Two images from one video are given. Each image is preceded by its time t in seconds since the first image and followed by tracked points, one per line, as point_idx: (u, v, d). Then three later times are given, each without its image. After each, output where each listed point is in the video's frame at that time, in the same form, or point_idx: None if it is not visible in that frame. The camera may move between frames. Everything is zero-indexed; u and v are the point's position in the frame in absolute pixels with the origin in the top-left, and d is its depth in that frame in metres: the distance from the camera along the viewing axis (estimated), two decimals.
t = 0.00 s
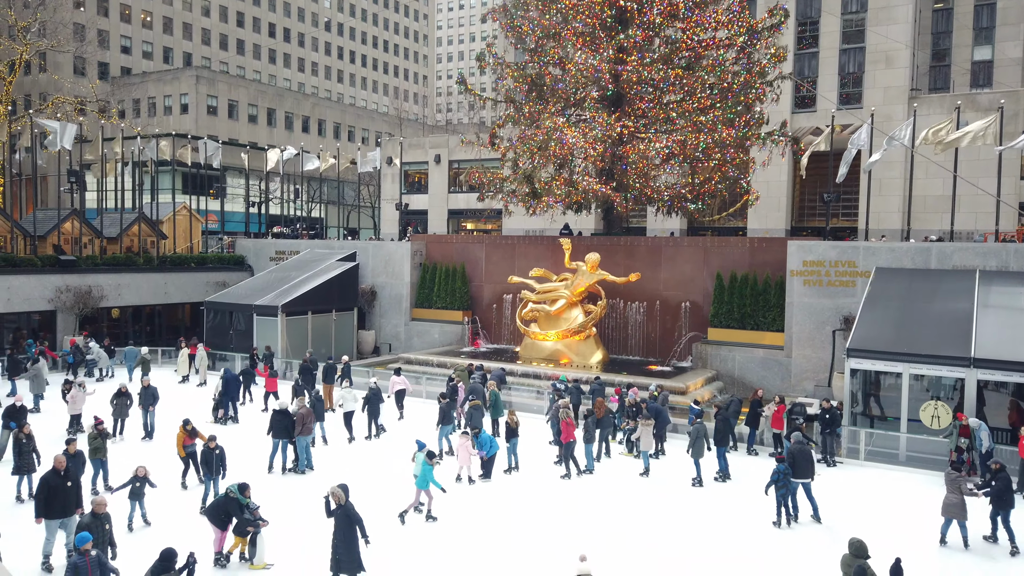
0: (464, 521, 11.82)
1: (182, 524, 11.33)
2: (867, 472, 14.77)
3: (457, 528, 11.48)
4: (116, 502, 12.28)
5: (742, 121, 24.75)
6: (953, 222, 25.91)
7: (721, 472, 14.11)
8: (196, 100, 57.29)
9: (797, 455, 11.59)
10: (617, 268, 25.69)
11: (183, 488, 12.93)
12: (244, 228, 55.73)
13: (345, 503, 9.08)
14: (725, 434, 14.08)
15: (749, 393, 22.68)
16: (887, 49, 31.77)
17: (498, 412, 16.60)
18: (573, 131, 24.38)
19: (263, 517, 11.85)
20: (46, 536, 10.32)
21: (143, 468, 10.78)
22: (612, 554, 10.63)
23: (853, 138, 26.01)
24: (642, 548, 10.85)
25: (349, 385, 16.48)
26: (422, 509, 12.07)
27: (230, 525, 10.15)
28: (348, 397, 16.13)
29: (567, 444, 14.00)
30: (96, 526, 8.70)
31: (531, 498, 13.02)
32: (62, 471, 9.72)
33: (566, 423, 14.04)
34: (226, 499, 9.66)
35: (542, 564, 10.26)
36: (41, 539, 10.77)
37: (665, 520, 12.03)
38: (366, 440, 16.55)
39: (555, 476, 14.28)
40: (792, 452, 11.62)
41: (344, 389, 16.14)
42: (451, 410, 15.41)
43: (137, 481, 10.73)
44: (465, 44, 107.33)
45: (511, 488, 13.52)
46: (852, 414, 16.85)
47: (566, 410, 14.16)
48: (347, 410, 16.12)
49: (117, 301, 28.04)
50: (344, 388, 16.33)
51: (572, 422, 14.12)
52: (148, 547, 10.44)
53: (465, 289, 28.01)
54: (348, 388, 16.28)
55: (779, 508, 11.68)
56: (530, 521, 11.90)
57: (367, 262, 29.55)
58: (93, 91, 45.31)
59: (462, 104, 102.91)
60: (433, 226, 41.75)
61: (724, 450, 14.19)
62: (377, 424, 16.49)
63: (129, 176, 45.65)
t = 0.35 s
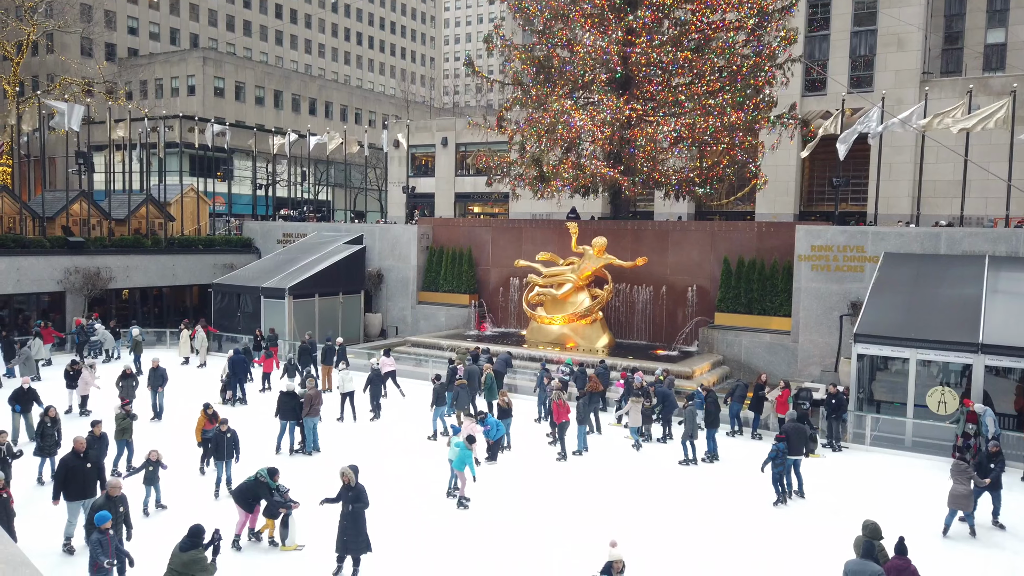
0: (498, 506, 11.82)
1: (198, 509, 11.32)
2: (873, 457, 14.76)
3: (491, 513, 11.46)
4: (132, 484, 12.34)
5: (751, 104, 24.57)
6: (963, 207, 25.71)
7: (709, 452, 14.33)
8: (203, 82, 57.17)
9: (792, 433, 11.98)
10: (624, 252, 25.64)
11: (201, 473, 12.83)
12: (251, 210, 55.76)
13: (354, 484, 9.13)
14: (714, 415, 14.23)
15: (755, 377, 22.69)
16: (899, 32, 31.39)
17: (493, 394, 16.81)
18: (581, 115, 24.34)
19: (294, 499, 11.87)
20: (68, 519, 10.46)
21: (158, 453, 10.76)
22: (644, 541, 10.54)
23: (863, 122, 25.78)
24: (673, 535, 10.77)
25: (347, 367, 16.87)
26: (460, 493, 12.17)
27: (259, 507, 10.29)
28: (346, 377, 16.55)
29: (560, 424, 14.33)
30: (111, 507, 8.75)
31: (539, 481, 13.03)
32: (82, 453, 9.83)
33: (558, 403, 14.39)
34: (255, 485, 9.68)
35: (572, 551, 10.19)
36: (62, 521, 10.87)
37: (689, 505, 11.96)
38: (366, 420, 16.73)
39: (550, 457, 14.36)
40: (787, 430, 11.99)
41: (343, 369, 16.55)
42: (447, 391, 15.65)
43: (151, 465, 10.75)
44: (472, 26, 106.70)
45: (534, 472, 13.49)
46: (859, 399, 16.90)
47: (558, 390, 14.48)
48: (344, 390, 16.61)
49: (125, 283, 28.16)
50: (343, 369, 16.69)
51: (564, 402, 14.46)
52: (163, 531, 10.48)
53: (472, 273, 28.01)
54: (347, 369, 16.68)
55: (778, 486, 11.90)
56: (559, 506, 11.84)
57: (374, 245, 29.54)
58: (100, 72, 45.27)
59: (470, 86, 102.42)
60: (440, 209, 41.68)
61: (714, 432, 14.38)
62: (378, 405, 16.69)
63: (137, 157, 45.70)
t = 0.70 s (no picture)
0: (532, 496, 11.86)
1: (212, 501, 11.25)
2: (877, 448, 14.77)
3: (525, 504, 11.50)
4: (145, 473, 12.35)
5: (758, 93, 24.47)
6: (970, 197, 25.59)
7: (697, 440, 14.50)
8: (208, 71, 57.09)
9: (783, 419, 12.44)
10: (629, 243, 25.61)
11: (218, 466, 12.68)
12: (256, 199, 55.78)
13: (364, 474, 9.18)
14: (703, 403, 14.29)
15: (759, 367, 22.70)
16: (906, 21, 31.16)
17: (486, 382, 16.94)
18: (586, 104, 24.28)
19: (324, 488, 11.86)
20: (84, 509, 10.48)
21: (175, 445, 10.76)
22: (674, 533, 10.52)
23: (870, 111, 25.62)
24: (705, 526, 10.74)
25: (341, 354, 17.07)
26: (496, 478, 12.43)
27: (289, 498, 10.35)
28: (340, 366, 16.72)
29: (552, 410, 14.49)
30: (118, 497, 8.76)
31: (547, 473, 12.98)
32: (99, 444, 9.89)
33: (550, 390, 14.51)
34: (289, 470, 9.87)
35: (599, 543, 10.18)
36: (79, 512, 10.89)
37: (711, 498, 11.91)
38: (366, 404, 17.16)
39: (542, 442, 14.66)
40: (778, 416, 12.46)
41: (338, 357, 16.71)
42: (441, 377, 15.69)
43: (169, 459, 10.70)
44: (477, 14, 106.25)
45: (559, 464, 13.45)
46: (864, 390, 16.96)
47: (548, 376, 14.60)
48: (337, 377, 16.82)
49: (130, 272, 28.24)
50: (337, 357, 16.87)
51: (556, 389, 14.59)
52: (174, 522, 10.48)
53: (476, 262, 28.03)
54: (341, 357, 16.83)
55: (768, 469, 12.36)
56: (588, 498, 11.82)
57: (379, 234, 29.56)
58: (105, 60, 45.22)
59: (474, 75, 102.10)
60: (444, 199, 41.64)
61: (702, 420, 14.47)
62: (375, 391, 17.06)
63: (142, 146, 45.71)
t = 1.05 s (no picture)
0: (565, 490, 11.82)
1: (228, 494, 11.21)
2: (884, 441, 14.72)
3: (557, 497, 11.49)
4: (160, 465, 12.38)
5: (764, 84, 24.38)
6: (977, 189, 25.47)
7: (687, 429, 14.61)
8: (213, 61, 57.08)
9: (777, 407, 12.74)
10: (635, 235, 25.56)
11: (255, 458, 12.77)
12: (261, 190, 55.85)
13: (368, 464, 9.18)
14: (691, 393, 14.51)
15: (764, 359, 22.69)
16: (915, 11, 30.93)
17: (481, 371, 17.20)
18: (591, 95, 24.07)
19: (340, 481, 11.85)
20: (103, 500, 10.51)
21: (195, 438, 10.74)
22: (705, 529, 10.44)
23: (877, 103, 25.48)
24: (732, 524, 10.60)
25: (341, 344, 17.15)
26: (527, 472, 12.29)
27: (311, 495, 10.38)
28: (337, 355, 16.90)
29: (542, 400, 14.65)
30: (133, 487, 8.81)
31: (567, 466, 12.92)
32: (121, 434, 10.03)
33: (540, 380, 14.67)
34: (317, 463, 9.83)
35: (630, 537, 10.14)
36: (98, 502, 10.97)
37: (736, 494, 11.75)
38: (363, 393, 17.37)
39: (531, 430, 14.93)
40: (773, 404, 12.74)
41: (336, 346, 16.87)
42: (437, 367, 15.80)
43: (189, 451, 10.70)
44: (483, 5, 105.91)
45: (587, 457, 13.40)
46: (869, 382, 16.79)
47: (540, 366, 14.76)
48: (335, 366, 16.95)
49: (137, 262, 28.33)
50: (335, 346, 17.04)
51: (547, 379, 14.75)
52: (179, 516, 10.43)
53: (481, 254, 28.03)
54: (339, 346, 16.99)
55: (761, 455, 12.60)
56: (618, 492, 11.74)
57: (384, 226, 29.57)
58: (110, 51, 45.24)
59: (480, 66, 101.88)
60: (449, 190, 41.62)
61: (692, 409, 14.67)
62: (372, 380, 17.27)
63: (148, 137, 45.81)
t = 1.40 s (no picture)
0: (597, 480, 11.81)
1: (245, 484, 11.22)
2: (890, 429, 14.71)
3: (584, 487, 11.50)
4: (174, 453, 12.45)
5: (773, 72, 24.20)
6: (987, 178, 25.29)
7: (681, 417, 14.74)
8: (220, 49, 57.02)
9: (770, 391, 13.13)
10: (642, 224, 25.51)
11: (296, 449, 12.71)
12: (268, 179, 55.92)
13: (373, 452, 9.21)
14: (684, 380, 14.66)
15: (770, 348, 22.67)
16: None
17: (476, 356, 17.51)
18: (599, 83, 24.08)
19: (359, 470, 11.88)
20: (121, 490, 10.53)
21: (209, 429, 10.69)
22: (731, 522, 10.35)
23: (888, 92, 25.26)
24: (768, 520, 10.43)
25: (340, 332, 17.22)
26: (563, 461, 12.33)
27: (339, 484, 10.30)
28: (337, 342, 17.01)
29: (533, 385, 14.88)
30: (153, 474, 8.84)
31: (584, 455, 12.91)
32: (141, 422, 10.09)
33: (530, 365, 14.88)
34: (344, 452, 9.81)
35: (661, 529, 10.10)
36: (115, 488, 11.04)
37: (757, 487, 11.62)
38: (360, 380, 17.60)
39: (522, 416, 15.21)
40: (767, 389, 13.14)
41: (335, 333, 17.01)
42: (433, 354, 16.08)
43: (203, 443, 10.65)
44: None
45: (603, 447, 13.38)
46: (877, 371, 16.73)
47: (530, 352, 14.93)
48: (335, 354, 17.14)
49: (145, 251, 28.43)
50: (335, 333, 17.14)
51: (538, 365, 14.93)
52: (189, 506, 10.44)
53: (488, 242, 28.01)
54: (338, 333, 17.10)
55: (755, 438, 12.93)
56: (650, 482, 11.73)
57: (391, 214, 29.57)
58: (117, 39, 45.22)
59: (487, 54, 101.39)
60: (456, 178, 41.54)
61: (685, 397, 14.80)
62: (371, 366, 17.52)
63: (155, 125, 45.86)
